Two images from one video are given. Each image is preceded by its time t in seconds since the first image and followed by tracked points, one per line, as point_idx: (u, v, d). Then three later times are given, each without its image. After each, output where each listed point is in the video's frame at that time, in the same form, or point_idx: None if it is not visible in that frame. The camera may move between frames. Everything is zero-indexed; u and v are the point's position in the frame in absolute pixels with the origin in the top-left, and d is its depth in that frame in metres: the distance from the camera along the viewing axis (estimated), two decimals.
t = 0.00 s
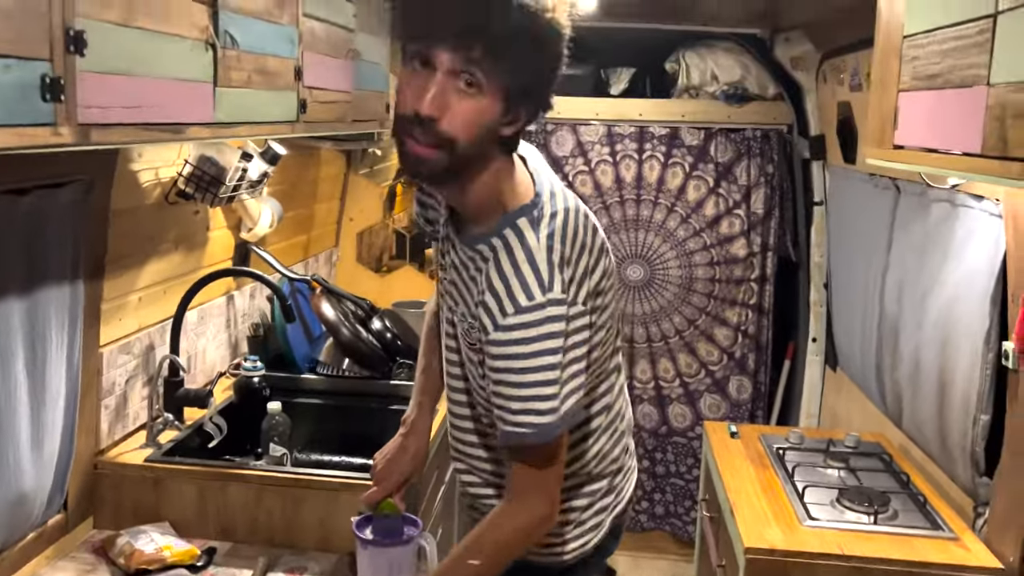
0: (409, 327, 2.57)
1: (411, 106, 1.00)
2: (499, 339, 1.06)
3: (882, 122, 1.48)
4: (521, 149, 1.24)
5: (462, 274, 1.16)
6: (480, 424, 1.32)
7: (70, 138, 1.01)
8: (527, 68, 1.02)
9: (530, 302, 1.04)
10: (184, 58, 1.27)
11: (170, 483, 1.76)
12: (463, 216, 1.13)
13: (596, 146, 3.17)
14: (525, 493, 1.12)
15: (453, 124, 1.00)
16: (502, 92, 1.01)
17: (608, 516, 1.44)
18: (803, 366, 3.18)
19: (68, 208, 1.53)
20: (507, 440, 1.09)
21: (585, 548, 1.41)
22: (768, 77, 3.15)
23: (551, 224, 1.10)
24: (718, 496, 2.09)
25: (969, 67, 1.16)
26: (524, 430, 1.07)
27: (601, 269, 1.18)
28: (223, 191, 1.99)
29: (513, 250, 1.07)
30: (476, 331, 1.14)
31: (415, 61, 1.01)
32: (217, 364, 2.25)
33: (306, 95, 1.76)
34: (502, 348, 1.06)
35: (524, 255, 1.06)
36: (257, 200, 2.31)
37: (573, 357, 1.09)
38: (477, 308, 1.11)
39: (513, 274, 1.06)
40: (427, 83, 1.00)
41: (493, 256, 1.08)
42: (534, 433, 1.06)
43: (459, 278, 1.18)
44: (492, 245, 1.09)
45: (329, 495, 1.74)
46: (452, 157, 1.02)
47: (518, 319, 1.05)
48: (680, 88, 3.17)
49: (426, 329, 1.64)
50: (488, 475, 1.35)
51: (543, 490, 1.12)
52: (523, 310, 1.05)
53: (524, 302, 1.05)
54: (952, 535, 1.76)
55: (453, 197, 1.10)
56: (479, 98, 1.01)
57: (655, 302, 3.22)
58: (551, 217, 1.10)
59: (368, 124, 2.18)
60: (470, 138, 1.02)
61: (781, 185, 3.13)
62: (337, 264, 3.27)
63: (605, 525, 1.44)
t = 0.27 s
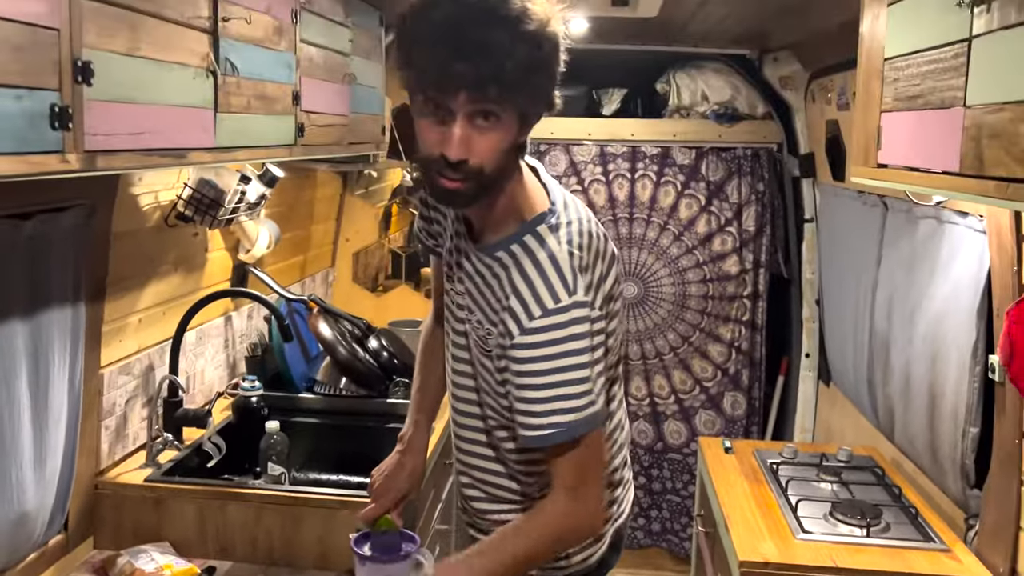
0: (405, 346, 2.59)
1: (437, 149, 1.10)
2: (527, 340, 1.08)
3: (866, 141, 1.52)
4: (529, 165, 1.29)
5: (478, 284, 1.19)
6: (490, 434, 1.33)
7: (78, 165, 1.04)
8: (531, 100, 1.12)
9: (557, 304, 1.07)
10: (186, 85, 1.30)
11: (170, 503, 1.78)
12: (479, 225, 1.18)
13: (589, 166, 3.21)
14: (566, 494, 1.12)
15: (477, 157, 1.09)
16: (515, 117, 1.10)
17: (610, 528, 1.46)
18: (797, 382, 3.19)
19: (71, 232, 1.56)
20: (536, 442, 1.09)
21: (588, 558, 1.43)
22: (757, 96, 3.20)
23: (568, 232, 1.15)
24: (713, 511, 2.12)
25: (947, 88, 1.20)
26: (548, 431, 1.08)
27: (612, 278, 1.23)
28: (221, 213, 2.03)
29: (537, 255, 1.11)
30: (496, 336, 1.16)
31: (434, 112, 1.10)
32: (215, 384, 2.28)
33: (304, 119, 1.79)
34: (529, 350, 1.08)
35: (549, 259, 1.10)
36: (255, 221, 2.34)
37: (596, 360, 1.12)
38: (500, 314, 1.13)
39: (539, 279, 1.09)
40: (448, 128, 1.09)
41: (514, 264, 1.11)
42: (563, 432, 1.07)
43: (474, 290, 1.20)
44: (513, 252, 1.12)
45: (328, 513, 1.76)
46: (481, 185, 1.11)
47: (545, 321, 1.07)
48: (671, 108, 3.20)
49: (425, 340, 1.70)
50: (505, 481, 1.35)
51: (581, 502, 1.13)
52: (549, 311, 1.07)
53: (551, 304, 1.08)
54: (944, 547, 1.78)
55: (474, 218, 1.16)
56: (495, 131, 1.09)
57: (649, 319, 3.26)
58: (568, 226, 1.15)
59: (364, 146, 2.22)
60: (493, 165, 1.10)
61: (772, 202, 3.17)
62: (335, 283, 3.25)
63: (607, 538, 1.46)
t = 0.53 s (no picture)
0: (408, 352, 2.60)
1: (464, 152, 1.06)
2: (558, 323, 1.05)
3: (863, 144, 1.54)
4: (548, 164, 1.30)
5: (502, 279, 1.18)
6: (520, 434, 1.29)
7: (85, 173, 1.06)
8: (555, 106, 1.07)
9: (587, 283, 1.05)
10: (190, 95, 1.32)
11: (176, 510, 1.79)
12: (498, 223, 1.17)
13: (589, 173, 3.23)
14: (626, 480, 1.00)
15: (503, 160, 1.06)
16: (542, 123, 1.07)
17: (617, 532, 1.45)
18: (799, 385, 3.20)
19: (77, 241, 1.58)
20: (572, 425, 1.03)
21: (600, 562, 1.40)
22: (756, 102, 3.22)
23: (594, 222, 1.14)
24: (716, 514, 2.13)
25: (940, 91, 1.22)
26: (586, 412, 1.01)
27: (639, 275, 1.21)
28: (226, 223, 2.04)
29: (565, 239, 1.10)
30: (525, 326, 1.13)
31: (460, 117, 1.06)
32: (219, 392, 2.29)
33: (307, 128, 1.81)
34: (559, 332, 1.05)
35: (576, 243, 1.09)
36: (259, 230, 2.36)
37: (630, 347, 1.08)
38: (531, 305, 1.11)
39: (568, 263, 1.07)
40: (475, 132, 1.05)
41: (539, 251, 1.10)
42: (605, 413, 1.01)
43: (502, 288, 1.18)
44: (538, 241, 1.11)
45: (332, 519, 1.77)
46: (504, 188, 1.08)
47: (576, 302, 1.05)
48: (670, 115, 3.22)
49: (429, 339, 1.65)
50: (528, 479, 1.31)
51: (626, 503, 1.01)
52: (579, 291, 1.05)
53: (580, 285, 1.06)
54: (946, 547, 1.79)
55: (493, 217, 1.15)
56: (523, 137, 1.06)
57: (651, 324, 3.27)
58: (594, 217, 1.15)
59: (366, 155, 2.24)
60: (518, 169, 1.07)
61: (771, 207, 3.19)
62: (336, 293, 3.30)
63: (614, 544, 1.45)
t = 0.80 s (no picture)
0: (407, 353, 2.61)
1: (473, 151, 1.08)
2: (569, 311, 1.04)
3: (858, 143, 1.55)
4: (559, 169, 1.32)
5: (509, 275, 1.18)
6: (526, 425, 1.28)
7: (83, 178, 1.07)
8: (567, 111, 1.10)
9: (598, 272, 1.05)
10: (187, 99, 1.33)
11: (177, 512, 1.79)
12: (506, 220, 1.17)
13: (586, 173, 3.24)
14: (643, 466, 0.98)
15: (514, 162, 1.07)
16: (552, 126, 1.08)
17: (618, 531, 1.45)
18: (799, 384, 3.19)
19: (76, 246, 1.59)
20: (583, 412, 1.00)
21: (601, 563, 1.40)
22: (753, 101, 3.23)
23: (602, 220, 1.15)
24: (715, 512, 2.13)
25: (933, 90, 1.22)
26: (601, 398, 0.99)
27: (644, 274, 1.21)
28: (224, 226, 2.06)
29: (575, 233, 1.10)
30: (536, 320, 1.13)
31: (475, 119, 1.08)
32: (219, 395, 2.30)
33: (304, 131, 1.82)
34: (571, 320, 1.04)
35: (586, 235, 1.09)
36: (257, 233, 2.37)
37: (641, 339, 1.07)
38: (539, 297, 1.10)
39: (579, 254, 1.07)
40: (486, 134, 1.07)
41: (546, 246, 1.11)
42: (618, 397, 0.98)
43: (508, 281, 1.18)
44: (547, 236, 1.11)
45: (332, 520, 1.78)
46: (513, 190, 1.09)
47: (586, 290, 1.04)
48: (668, 114, 3.23)
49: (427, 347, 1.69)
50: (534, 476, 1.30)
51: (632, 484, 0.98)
52: (589, 280, 1.04)
53: (591, 273, 1.05)
54: (944, 544, 1.79)
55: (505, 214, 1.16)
56: (533, 139, 1.07)
57: (650, 324, 3.28)
58: (603, 215, 1.16)
59: (364, 157, 2.25)
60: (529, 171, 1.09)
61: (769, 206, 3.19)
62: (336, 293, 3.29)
63: (615, 547, 1.44)
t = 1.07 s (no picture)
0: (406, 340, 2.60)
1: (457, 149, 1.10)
2: (570, 305, 1.06)
3: (855, 125, 1.54)
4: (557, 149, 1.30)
5: (508, 260, 1.17)
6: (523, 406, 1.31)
7: (75, 166, 1.06)
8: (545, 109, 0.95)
9: (599, 266, 1.06)
10: (180, 85, 1.32)
11: (176, 499, 1.80)
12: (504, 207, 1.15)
13: (585, 157, 3.23)
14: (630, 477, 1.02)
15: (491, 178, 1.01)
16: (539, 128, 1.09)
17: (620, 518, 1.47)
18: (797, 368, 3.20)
19: (71, 233, 1.58)
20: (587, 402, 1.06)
21: (600, 549, 1.42)
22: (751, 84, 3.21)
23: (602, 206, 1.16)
24: (714, 496, 2.14)
25: (931, 71, 1.21)
26: (602, 395, 1.05)
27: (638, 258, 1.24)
28: (220, 213, 2.05)
29: (576, 220, 1.09)
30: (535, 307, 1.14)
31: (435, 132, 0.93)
32: (218, 382, 2.30)
33: (299, 117, 1.81)
34: (572, 314, 1.06)
35: (588, 224, 1.09)
36: (254, 220, 2.36)
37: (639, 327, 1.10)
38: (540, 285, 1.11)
39: (579, 244, 1.08)
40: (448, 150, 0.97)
41: (546, 233, 1.10)
42: (617, 395, 1.04)
43: (505, 263, 1.18)
44: (547, 221, 1.11)
45: (332, 505, 1.78)
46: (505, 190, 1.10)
47: (587, 284, 1.06)
48: (666, 98, 3.23)
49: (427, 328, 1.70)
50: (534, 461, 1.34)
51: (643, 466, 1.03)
52: (591, 274, 1.06)
53: (593, 267, 1.06)
54: (941, 527, 1.80)
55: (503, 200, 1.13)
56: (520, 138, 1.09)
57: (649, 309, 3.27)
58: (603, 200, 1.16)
59: (360, 143, 2.24)
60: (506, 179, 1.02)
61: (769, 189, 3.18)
62: (336, 281, 3.25)
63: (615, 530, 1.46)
